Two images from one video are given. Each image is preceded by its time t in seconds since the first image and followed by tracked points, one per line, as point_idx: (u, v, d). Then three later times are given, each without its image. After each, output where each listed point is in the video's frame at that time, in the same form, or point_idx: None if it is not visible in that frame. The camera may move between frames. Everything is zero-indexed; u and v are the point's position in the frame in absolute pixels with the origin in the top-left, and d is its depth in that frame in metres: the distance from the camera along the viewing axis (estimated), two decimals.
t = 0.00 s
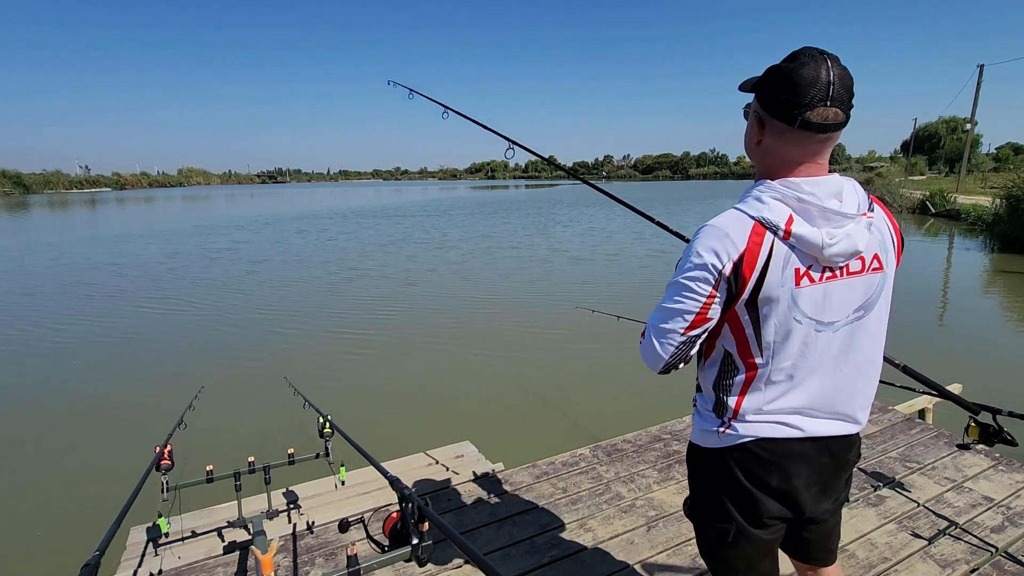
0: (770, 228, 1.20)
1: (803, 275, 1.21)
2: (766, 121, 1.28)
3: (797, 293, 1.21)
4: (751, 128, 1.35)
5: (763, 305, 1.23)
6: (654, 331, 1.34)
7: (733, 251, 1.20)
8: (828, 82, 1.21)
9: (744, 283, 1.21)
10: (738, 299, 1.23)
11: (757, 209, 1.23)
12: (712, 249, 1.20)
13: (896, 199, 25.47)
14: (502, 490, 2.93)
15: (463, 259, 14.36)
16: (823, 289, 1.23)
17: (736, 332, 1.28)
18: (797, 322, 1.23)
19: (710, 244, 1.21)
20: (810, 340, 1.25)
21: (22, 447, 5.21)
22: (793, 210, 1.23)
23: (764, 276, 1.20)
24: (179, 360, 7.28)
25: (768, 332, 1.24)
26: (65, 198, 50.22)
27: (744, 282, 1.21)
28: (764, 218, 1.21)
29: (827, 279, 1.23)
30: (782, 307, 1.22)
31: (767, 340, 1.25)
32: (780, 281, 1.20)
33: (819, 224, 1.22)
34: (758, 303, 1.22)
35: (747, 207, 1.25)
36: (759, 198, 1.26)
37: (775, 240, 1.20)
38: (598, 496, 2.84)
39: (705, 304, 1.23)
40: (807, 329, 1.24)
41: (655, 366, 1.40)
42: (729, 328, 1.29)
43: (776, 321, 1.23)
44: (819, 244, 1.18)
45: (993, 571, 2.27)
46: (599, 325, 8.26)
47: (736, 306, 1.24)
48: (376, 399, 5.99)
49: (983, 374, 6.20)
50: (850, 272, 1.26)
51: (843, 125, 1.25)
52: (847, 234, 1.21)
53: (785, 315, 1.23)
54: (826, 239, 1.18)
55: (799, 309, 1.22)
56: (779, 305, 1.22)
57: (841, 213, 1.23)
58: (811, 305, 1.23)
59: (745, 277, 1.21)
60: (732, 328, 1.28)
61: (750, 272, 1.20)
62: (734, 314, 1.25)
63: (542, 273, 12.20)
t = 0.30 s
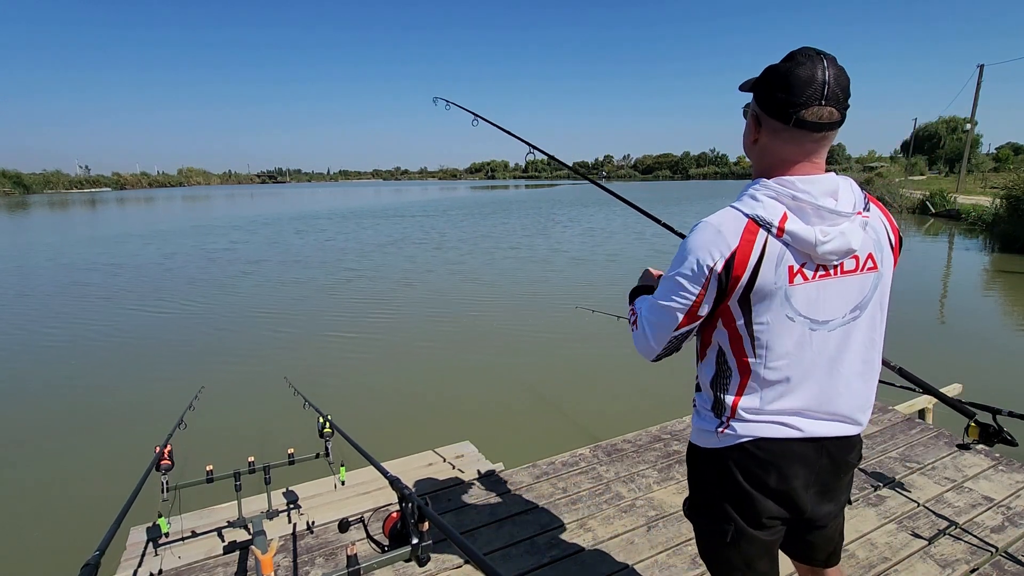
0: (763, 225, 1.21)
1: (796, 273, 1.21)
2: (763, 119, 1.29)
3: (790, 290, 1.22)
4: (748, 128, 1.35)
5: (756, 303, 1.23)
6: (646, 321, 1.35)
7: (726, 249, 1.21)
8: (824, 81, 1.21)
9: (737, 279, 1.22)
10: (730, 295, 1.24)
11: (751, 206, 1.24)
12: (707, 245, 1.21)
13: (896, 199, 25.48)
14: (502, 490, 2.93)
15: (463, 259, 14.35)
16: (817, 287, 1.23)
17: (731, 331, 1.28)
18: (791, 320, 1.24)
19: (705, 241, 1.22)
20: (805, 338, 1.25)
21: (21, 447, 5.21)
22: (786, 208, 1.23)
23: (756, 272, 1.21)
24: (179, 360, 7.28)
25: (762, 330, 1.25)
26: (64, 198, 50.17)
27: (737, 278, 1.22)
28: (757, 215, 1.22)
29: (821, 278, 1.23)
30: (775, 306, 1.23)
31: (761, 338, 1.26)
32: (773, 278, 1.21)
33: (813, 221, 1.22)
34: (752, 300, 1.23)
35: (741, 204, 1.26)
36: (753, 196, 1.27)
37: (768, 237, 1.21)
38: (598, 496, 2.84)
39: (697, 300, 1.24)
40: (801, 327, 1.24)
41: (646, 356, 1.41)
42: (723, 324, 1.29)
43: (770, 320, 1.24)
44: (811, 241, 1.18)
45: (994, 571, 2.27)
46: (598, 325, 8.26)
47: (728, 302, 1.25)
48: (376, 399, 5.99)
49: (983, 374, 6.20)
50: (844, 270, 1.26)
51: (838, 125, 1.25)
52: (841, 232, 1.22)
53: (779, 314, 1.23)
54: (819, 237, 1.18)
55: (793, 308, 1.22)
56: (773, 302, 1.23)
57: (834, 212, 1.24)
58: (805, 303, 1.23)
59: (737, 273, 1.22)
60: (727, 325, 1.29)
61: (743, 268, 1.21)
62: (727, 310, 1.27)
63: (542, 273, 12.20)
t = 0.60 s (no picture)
0: (756, 223, 1.22)
1: (789, 272, 1.22)
2: (763, 119, 1.30)
3: (783, 289, 1.22)
4: (751, 127, 1.37)
5: (748, 299, 1.24)
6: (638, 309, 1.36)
7: (719, 244, 1.22)
8: (823, 82, 1.22)
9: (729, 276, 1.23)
10: (723, 292, 1.25)
11: (746, 205, 1.26)
12: (700, 238, 1.24)
13: (897, 199, 25.49)
14: (502, 490, 2.93)
15: (462, 260, 14.35)
16: (810, 287, 1.23)
17: (724, 327, 1.29)
18: (784, 318, 1.23)
19: (700, 233, 1.24)
20: (799, 337, 1.25)
21: (21, 447, 5.21)
22: (782, 208, 1.24)
23: (748, 270, 1.22)
24: (179, 360, 7.28)
25: (755, 327, 1.25)
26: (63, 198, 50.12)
27: (728, 275, 1.23)
28: (752, 213, 1.24)
29: (815, 277, 1.23)
30: (767, 304, 1.23)
31: (754, 335, 1.26)
32: (765, 276, 1.22)
33: (809, 221, 1.22)
34: (743, 297, 1.24)
35: (737, 203, 1.28)
36: (750, 194, 1.28)
37: (761, 235, 1.22)
38: (599, 497, 2.83)
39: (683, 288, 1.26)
40: (794, 326, 1.24)
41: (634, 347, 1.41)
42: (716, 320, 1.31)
43: (763, 318, 1.24)
44: (805, 240, 1.18)
45: (994, 571, 2.27)
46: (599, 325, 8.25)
47: (722, 299, 1.26)
48: (377, 399, 5.99)
49: (983, 374, 6.20)
50: (840, 271, 1.26)
51: (838, 125, 1.25)
52: (837, 231, 1.21)
53: (772, 311, 1.23)
54: (813, 236, 1.18)
55: (786, 306, 1.23)
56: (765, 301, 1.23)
57: (831, 213, 1.23)
58: (797, 302, 1.23)
59: (729, 269, 1.23)
60: (719, 321, 1.30)
61: (735, 265, 1.22)
62: (719, 306, 1.28)
63: (542, 274, 12.20)
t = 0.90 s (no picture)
0: (776, 222, 1.23)
1: (807, 269, 1.23)
2: (785, 121, 1.31)
3: (800, 285, 1.23)
4: (772, 130, 1.37)
5: (768, 294, 1.25)
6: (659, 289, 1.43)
7: (739, 241, 1.24)
8: (844, 86, 1.23)
9: (748, 271, 1.24)
10: (742, 285, 1.27)
11: (767, 204, 1.26)
12: (721, 237, 1.25)
13: (897, 199, 25.46)
14: (503, 490, 2.93)
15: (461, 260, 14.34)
16: (828, 284, 1.24)
17: (744, 319, 1.30)
18: (803, 313, 1.24)
19: (720, 232, 1.25)
20: (818, 331, 1.26)
21: (21, 447, 5.21)
22: (803, 207, 1.24)
23: (768, 266, 1.23)
24: (178, 360, 7.28)
25: (775, 321, 1.26)
26: (63, 198, 50.09)
27: (748, 271, 1.25)
28: (773, 212, 1.24)
29: (833, 275, 1.24)
30: (785, 298, 1.24)
31: (773, 329, 1.27)
32: (783, 272, 1.23)
33: (829, 220, 1.22)
34: (763, 291, 1.25)
35: (759, 201, 1.28)
36: (771, 194, 1.29)
37: (781, 234, 1.23)
38: (598, 497, 2.83)
39: (699, 287, 1.31)
40: (813, 321, 1.25)
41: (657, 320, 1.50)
42: (736, 313, 1.32)
43: (782, 312, 1.25)
44: (824, 239, 1.19)
45: (993, 571, 2.27)
46: (599, 325, 8.25)
47: (740, 292, 1.28)
48: (377, 399, 5.99)
49: (984, 374, 6.20)
50: (858, 269, 1.26)
51: (859, 128, 1.26)
52: (857, 231, 1.21)
53: (791, 306, 1.24)
54: (832, 235, 1.19)
55: (805, 301, 1.24)
56: (784, 295, 1.24)
57: (851, 213, 1.24)
58: (815, 297, 1.24)
59: (749, 266, 1.24)
60: (738, 313, 1.31)
61: (754, 260, 1.23)
62: (738, 298, 1.29)
63: (541, 274, 12.19)
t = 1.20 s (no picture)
0: (817, 213, 1.26)
1: (845, 259, 1.25)
2: (827, 120, 1.33)
3: (838, 273, 1.26)
4: (814, 129, 1.39)
5: (804, 279, 1.28)
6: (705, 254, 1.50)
7: (777, 229, 1.28)
8: (887, 86, 1.26)
9: (785, 257, 1.29)
10: (779, 270, 1.31)
11: (809, 197, 1.29)
12: (762, 222, 1.30)
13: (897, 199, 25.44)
14: (503, 490, 2.93)
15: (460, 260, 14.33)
16: (865, 273, 1.27)
17: (780, 303, 1.34)
18: (838, 301, 1.28)
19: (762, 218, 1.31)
20: (854, 318, 1.29)
21: (20, 447, 5.21)
22: (844, 200, 1.27)
23: (805, 254, 1.27)
24: (177, 360, 7.28)
25: (812, 307, 1.29)
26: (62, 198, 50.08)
27: (785, 257, 1.29)
28: (813, 204, 1.27)
29: (870, 265, 1.27)
30: (822, 285, 1.27)
31: (809, 314, 1.30)
32: (821, 260, 1.26)
33: (869, 212, 1.25)
34: (799, 275, 1.29)
35: (800, 195, 1.31)
36: (813, 188, 1.31)
37: (820, 224, 1.25)
38: (599, 497, 2.83)
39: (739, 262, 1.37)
40: (849, 308, 1.28)
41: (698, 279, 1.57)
42: (771, 297, 1.36)
43: (818, 298, 1.28)
44: (863, 230, 1.22)
45: (993, 571, 2.27)
46: (599, 325, 8.25)
47: (776, 276, 1.32)
48: (377, 399, 5.99)
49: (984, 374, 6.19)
50: (893, 261, 1.29)
51: (899, 127, 1.28)
52: (895, 224, 1.24)
53: (827, 293, 1.27)
54: (871, 226, 1.22)
55: (841, 288, 1.27)
56: (821, 282, 1.27)
57: (892, 207, 1.26)
58: (851, 285, 1.27)
59: (786, 252, 1.28)
60: (774, 297, 1.35)
61: (791, 247, 1.27)
62: (774, 282, 1.34)
63: (540, 274, 12.18)
